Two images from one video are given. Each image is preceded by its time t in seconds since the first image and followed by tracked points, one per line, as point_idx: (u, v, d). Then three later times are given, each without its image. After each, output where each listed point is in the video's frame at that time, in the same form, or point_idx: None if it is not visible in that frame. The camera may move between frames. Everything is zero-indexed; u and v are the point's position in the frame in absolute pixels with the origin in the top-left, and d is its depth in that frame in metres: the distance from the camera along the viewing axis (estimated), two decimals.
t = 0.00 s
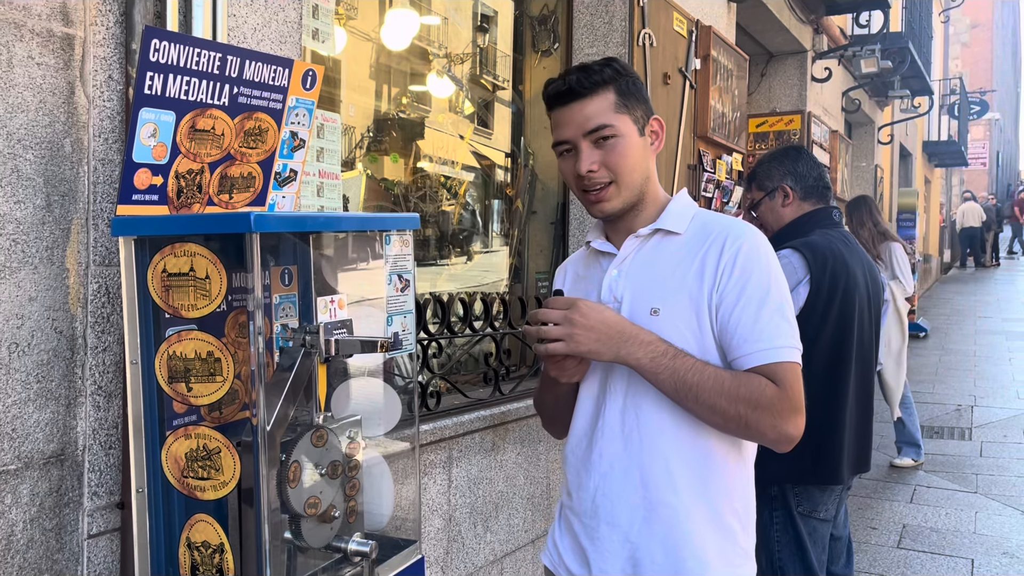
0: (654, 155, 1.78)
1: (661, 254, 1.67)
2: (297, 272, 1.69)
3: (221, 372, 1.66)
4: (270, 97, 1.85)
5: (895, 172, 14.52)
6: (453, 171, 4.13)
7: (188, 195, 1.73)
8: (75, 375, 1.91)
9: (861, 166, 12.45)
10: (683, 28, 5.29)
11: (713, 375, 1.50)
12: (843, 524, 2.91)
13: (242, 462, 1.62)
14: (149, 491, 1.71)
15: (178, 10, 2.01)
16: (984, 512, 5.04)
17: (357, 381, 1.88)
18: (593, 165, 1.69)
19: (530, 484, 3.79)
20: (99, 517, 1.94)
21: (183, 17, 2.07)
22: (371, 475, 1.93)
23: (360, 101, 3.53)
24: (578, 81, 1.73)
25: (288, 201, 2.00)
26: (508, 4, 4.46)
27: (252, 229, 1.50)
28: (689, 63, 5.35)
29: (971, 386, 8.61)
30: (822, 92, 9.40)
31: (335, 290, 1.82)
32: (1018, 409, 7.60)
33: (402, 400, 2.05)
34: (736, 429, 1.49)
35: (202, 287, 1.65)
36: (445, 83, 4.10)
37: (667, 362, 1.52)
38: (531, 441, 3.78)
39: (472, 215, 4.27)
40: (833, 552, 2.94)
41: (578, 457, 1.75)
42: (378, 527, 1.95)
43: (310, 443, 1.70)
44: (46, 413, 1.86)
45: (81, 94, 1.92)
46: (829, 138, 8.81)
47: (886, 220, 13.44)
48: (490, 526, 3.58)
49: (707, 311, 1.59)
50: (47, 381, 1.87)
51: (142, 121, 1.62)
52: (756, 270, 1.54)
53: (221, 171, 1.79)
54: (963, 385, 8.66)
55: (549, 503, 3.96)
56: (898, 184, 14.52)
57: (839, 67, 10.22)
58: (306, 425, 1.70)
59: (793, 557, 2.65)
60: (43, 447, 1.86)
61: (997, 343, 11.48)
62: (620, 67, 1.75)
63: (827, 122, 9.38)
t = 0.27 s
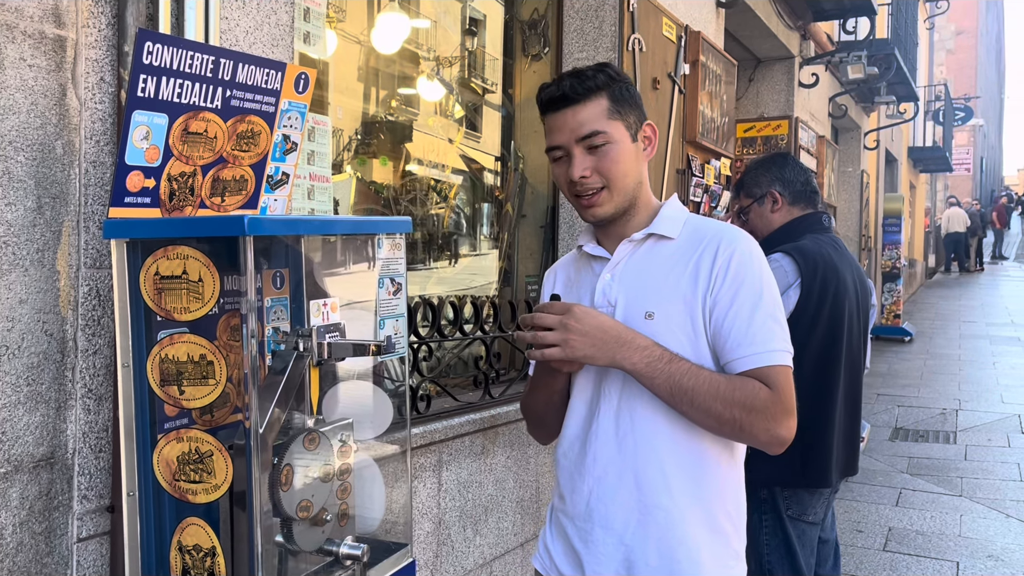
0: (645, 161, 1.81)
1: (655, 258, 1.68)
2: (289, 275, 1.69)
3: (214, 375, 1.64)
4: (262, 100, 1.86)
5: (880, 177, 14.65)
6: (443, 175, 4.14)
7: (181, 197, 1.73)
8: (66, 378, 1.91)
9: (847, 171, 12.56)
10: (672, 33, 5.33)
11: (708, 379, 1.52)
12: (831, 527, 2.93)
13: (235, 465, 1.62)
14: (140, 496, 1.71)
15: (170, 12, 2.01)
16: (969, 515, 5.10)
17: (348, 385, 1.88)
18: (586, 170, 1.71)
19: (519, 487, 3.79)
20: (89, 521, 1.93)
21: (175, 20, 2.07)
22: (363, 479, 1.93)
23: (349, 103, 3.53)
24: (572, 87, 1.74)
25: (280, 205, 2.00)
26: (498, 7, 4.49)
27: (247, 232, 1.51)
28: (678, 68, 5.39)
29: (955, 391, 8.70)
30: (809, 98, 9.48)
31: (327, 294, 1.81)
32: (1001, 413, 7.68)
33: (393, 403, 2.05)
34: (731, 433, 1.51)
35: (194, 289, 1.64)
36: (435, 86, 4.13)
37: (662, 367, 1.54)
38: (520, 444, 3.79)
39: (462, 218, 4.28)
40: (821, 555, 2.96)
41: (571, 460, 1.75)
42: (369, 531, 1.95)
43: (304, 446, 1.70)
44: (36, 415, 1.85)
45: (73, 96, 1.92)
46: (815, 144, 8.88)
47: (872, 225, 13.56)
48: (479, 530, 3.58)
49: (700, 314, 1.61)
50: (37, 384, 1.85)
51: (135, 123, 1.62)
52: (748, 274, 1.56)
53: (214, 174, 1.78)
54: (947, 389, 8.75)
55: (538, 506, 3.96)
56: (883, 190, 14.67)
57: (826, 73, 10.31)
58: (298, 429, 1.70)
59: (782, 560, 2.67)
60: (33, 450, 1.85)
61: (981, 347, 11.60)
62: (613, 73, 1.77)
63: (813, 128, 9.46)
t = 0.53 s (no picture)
0: (627, 168, 1.78)
1: (650, 263, 1.70)
2: (282, 277, 1.68)
3: (208, 378, 1.64)
4: (256, 102, 1.85)
5: (863, 182, 14.81)
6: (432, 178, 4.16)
7: (174, 200, 1.73)
8: (57, 381, 1.89)
9: (831, 175, 12.68)
10: (660, 38, 5.37)
11: (698, 386, 1.53)
12: (818, 529, 2.96)
13: (229, 468, 1.61)
14: (133, 498, 1.70)
15: (164, 13, 2.00)
16: (952, 516, 5.16)
17: (341, 387, 1.88)
18: (553, 186, 1.77)
19: (509, 490, 3.80)
20: (80, 524, 1.92)
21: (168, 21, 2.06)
22: (356, 482, 1.93)
23: (335, 105, 3.52)
24: (542, 107, 1.81)
25: (273, 206, 2.00)
26: (488, 12, 4.51)
27: (242, 233, 1.51)
28: (666, 73, 5.43)
29: (938, 393, 8.79)
30: (794, 103, 9.57)
31: (321, 296, 1.82)
32: (983, 415, 7.78)
33: (386, 407, 2.06)
34: (721, 439, 1.53)
35: (189, 291, 1.63)
36: (424, 89, 4.13)
37: (653, 374, 1.55)
38: (510, 447, 3.80)
39: (451, 221, 4.29)
40: (809, 556, 2.99)
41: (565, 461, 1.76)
42: (363, 533, 1.96)
43: (297, 449, 1.70)
44: (27, 418, 1.84)
45: (66, 96, 1.91)
46: (800, 148, 8.97)
47: (856, 229, 13.70)
48: (469, 532, 3.58)
49: (694, 320, 1.63)
50: (28, 386, 1.84)
51: (129, 125, 1.62)
52: (743, 281, 1.58)
53: (207, 176, 1.78)
54: (930, 392, 8.85)
55: (527, 509, 3.97)
56: (866, 194, 14.83)
57: (810, 79, 10.41)
58: (293, 432, 1.70)
59: (770, 562, 2.69)
60: (24, 452, 1.83)
61: (963, 350, 11.74)
62: (586, 85, 1.79)
63: (799, 133, 9.55)
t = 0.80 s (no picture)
0: (617, 172, 1.78)
1: (641, 268, 1.71)
2: (275, 281, 1.68)
3: (204, 383, 1.64)
4: (251, 106, 1.84)
5: (846, 186, 14.95)
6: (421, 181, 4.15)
7: (168, 203, 1.72)
8: (48, 386, 1.87)
9: (815, 179, 12.79)
10: (647, 42, 5.40)
11: (680, 395, 1.55)
12: (807, 531, 2.98)
13: (225, 474, 1.60)
14: (126, 505, 1.67)
15: (156, 16, 1.99)
16: (936, 517, 5.21)
17: (335, 391, 1.86)
18: (545, 194, 1.79)
19: (498, 493, 3.80)
20: (71, 531, 1.90)
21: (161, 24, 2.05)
22: (350, 486, 1.92)
23: (317, 106, 3.44)
24: (532, 119, 1.84)
25: (267, 211, 1.95)
26: (476, 17, 4.51)
27: (239, 238, 1.50)
28: (654, 77, 5.46)
29: (920, 395, 8.89)
30: (778, 107, 9.65)
31: (315, 300, 1.80)
32: (964, 417, 7.87)
33: (380, 411, 2.04)
34: (704, 446, 1.54)
35: (185, 296, 1.63)
36: (413, 92, 4.11)
37: (634, 381, 1.57)
38: (500, 450, 3.80)
39: (440, 223, 4.29)
40: (798, 559, 3.01)
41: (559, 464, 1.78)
42: (357, 538, 1.95)
43: (293, 454, 1.70)
44: (18, 423, 1.82)
45: (58, 99, 1.89)
46: (784, 152, 9.05)
47: (839, 232, 13.82)
48: (459, 536, 3.57)
49: (683, 325, 1.63)
50: (19, 391, 1.82)
51: (123, 128, 1.61)
52: (731, 287, 1.58)
53: (201, 179, 1.76)
54: (912, 394, 8.94)
55: (517, 512, 3.97)
56: (848, 198, 14.97)
57: (795, 83, 10.50)
58: (288, 437, 1.69)
59: (760, 565, 2.71)
60: (15, 458, 1.81)
61: (944, 353, 11.88)
62: (573, 94, 1.81)
63: (783, 137, 9.63)
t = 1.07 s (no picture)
0: (614, 179, 1.79)
1: (631, 276, 1.72)
2: (271, 287, 1.65)
3: (203, 389, 1.63)
4: (247, 110, 1.83)
5: (829, 189, 15.09)
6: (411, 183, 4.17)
7: (165, 208, 1.71)
8: (43, 392, 1.86)
9: (799, 182, 12.89)
10: (636, 46, 5.43)
11: (664, 408, 1.57)
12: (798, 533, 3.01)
13: (224, 480, 1.59)
14: (123, 512, 1.67)
15: (151, 19, 1.98)
16: (920, 518, 5.26)
17: (328, 395, 1.83)
18: (544, 202, 1.81)
19: (489, 497, 3.80)
20: (65, 537, 1.88)
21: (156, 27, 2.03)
22: (346, 491, 1.91)
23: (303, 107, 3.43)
24: (529, 127, 1.86)
25: (261, 214, 2.00)
26: (466, 23, 4.56)
27: (238, 244, 1.50)
28: (642, 80, 5.49)
29: (903, 397, 8.97)
30: (763, 110, 9.73)
31: (312, 306, 1.80)
32: (947, 418, 7.96)
33: (374, 416, 1.98)
34: (690, 456, 1.55)
35: (184, 302, 1.62)
36: (403, 95, 4.13)
37: (618, 397, 1.60)
38: (490, 454, 3.80)
39: (428, 225, 4.29)
40: (788, 561, 3.03)
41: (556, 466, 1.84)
42: (353, 544, 1.94)
43: (290, 460, 1.69)
44: (12, 430, 1.80)
45: (53, 103, 1.88)
46: (768, 155, 9.12)
47: (823, 235, 13.94)
48: (450, 540, 3.57)
49: (669, 333, 1.64)
50: (13, 398, 1.80)
51: (121, 132, 1.60)
52: (716, 296, 1.59)
53: (197, 184, 1.76)
54: (895, 395, 9.03)
55: (507, 515, 3.97)
56: (831, 201, 15.11)
57: (779, 87, 10.59)
58: (286, 442, 1.68)
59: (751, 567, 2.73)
60: (9, 465, 1.79)
61: (926, 355, 12.01)
62: (568, 103, 1.81)
63: (768, 140, 9.71)
